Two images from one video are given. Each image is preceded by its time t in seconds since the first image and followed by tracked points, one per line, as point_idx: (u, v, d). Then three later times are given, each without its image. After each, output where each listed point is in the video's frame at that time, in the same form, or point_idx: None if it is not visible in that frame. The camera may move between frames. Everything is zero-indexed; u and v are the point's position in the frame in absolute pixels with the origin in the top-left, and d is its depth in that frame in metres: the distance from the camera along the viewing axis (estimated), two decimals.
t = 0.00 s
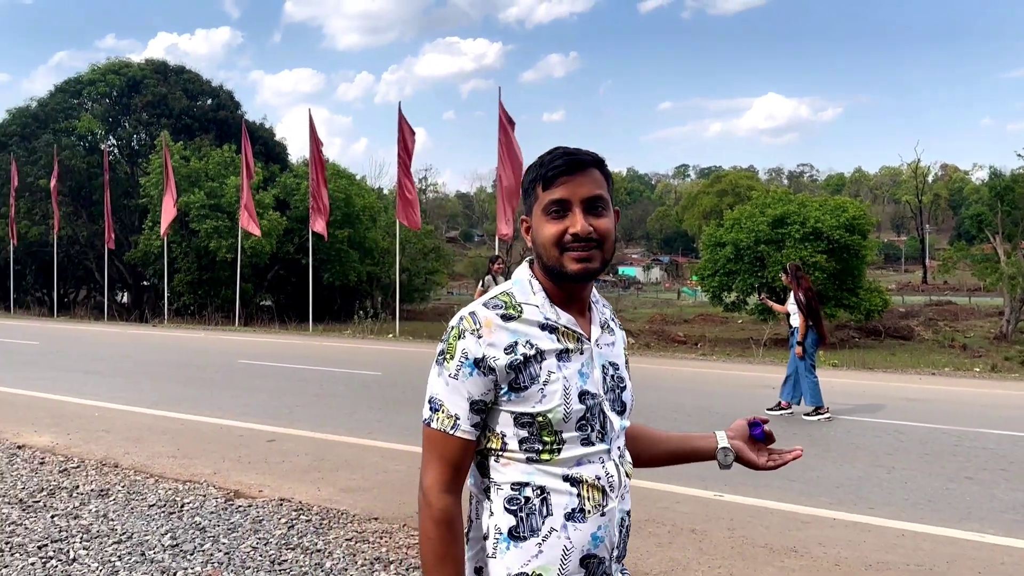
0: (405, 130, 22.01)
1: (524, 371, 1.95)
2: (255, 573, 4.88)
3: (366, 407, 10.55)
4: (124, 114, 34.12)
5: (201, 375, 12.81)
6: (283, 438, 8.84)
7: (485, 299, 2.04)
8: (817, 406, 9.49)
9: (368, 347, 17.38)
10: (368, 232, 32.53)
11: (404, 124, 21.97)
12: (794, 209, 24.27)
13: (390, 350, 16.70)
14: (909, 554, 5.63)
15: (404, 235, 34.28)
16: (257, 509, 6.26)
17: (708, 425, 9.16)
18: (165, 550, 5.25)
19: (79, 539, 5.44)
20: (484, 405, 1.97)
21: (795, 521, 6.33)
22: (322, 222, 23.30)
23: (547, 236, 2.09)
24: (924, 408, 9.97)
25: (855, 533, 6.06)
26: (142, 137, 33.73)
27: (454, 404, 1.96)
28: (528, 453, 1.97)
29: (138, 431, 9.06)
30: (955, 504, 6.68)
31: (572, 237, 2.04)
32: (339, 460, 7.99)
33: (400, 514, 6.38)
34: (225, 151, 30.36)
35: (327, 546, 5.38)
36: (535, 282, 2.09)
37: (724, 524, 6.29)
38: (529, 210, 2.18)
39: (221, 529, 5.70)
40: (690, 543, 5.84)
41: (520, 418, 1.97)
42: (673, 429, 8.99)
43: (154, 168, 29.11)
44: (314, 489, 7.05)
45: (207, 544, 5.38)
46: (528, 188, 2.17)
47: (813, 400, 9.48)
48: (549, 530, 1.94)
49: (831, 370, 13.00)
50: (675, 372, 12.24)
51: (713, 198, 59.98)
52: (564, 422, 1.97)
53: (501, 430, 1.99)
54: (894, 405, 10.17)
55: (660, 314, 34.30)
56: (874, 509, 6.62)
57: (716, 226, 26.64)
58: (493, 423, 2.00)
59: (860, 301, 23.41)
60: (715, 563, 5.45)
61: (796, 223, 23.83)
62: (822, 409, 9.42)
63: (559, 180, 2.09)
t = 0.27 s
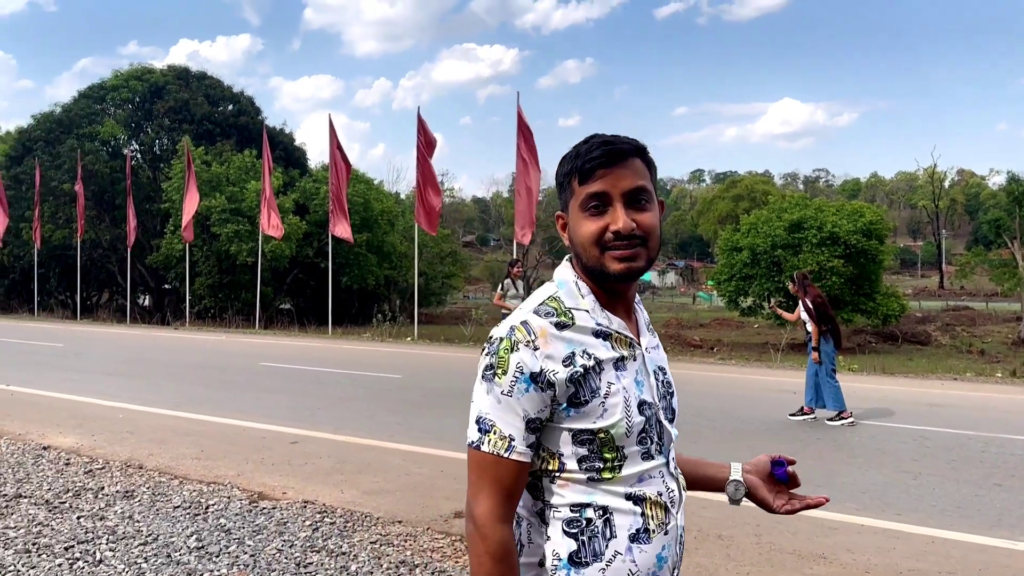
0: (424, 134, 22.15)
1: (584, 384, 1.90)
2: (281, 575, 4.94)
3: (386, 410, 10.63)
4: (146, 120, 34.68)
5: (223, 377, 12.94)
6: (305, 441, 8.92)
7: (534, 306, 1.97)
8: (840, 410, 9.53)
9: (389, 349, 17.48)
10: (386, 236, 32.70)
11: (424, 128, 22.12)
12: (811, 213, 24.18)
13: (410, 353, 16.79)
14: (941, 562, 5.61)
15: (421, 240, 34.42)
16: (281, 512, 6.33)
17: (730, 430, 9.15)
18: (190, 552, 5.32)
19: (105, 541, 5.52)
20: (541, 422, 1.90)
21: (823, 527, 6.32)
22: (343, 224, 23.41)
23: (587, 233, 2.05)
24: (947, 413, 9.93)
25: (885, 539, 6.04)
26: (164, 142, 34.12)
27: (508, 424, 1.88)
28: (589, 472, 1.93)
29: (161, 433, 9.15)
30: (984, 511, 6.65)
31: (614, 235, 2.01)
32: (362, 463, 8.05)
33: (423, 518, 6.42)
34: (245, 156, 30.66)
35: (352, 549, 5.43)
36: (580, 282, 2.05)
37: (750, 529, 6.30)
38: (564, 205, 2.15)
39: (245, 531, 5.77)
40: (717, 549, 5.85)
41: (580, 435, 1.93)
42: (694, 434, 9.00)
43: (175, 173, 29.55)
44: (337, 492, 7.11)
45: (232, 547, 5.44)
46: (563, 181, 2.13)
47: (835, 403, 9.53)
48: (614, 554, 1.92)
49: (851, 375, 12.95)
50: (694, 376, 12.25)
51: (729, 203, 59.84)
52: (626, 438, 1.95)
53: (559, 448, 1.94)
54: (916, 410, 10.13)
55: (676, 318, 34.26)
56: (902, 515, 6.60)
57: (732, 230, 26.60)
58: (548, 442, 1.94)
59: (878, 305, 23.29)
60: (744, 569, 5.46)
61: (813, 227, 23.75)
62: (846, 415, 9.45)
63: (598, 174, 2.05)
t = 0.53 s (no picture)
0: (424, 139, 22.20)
1: (627, 401, 1.76)
2: None
3: (387, 414, 10.62)
4: (145, 124, 34.65)
5: (222, 380, 12.94)
6: (306, 445, 8.91)
7: (565, 314, 1.81)
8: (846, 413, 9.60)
9: (389, 352, 17.50)
10: (385, 241, 32.74)
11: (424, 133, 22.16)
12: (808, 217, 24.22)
13: (409, 356, 16.83)
14: (957, 568, 5.60)
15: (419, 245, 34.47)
16: (283, 518, 6.32)
17: (734, 434, 9.16)
18: (191, 559, 5.31)
19: (104, 548, 5.51)
20: (580, 446, 1.74)
21: (835, 533, 6.31)
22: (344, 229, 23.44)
23: (609, 228, 1.93)
24: (950, 417, 9.95)
25: (898, 545, 6.04)
26: (162, 146, 34.16)
27: (544, 454, 1.70)
28: (634, 497, 1.80)
29: (160, 438, 9.14)
30: (996, 516, 6.65)
31: (639, 231, 1.89)
32: (364, 468, 8.04)
33: (428, 524, 6.41)
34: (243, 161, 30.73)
35: (356, 556, 5.43)
36: (607, 282, 1.92)
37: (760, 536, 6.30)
38: (579, 198, 2.02)
39: (247, 538, 5.76)
40: (729, 555, 5.83)
41: (623, 457, 1.79)
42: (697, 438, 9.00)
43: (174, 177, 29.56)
44: (340, 497, 7.10)
45: (233, 554, 5.43)
46: (577, 169, 2.00)
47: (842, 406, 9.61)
48: None
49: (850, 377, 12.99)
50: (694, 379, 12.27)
51: (726, 208, 60.04)
52: (673, 455, 1.84)
53: (600, 473, 1.79)
54: (918, 413, 10.15)
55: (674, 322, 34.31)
56: (914, 520, 6.60)
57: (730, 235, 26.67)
58: (586, 466, 1.80)
59: (875, 309, 23.33)
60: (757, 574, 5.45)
61: (811, 231, 23.81)
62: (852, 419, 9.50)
63: (616, 163, 1.93)
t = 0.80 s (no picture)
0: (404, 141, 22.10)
1: (622, 423, 1.68)
2: None
3: (365, 420, 10.50)
4: (118, 126, 34.24)
5: (196, 387, 12.75)
6: (283, 454, 8.79)
7: (552, 326, 1.73)
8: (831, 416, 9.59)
9: (367, 357, 17.34)
10: (363, 245, 32.53)
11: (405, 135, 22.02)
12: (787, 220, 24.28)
13: (388, 361, 16.68)
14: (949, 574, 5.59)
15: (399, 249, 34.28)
16: (258, 529, 6.21)
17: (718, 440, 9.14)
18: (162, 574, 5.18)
19: (71, 563, 5.36)
20: (571, 474, 1.66)
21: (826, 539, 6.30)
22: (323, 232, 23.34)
23: (599, 224, 1.85)
24: (932, 420, 9.99)
25: (890, 551, 6.03)
26: (136, 149, 33.81)
27: (532, 487, 1.60)
28: (631, 530, 1.73)
29: (132, 447, 8.97)
30: (986, 520, 6.67)
31: (633, 226, 1.82)
32: (341, 477, 7.93)
33: (409, 534, 6.32)
34: (218, 163, 30.46)
35: (334, 569, 5.33)
36: (599, 286, 1.85)
37: (747, 543, 6.27)
38: (566, 189, 1.94)
39: (221, 551, 5.64)
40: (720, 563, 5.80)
41: (619, 487, 1.72)
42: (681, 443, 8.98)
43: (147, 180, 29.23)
44: (318, 507, 6.99)
45: (206, 567, 5.31)
46: (564, 159, 1.92)
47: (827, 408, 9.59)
48: None
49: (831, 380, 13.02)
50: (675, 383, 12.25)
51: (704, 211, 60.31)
52: (675, 484, 1.77)
53: (595, 505, 1.72)
54: (901, 416, 10.19)
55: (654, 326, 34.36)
56: (904, 525, 6.60)
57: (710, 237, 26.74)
58: (577, 498, 1.72)
59: (854, 312, 23.43)
60: None
61: (790, 234, 23.88)
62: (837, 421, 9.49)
63: (607, 150, 1.85)
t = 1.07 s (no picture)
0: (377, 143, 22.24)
1: (603, 425, 1.64)
2: None
3: (339, 419, 10.64)
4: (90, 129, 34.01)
5: (170, 387, 12.83)
6: (258, 453, 8.90)
7: (530, 327, 1.71)
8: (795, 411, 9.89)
9: (340, 357, 17.50)
10: (336, 245, 32.59)
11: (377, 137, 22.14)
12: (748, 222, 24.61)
13: (361, 361, 16.85)
14: (912, 563, 5.85)
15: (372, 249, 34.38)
16: (236, 528, 6.34)
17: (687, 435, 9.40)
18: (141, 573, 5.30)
19: (49, 564, 5.47)
20: (552, 480, 1.63)
21: (795, 532, 6.55)
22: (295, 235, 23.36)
23: (584, 222, 1.82)
24: (890, 414, 10.35)
25: (855, 542, 6.29)
26: (108, 151, 33.60)
27: (512, 494, 1.58)
28: (617, 534, 1.69)
29: (107, 448, 9.04)
30: (946, 510, 6.96)
31: (618, 228, 1.78)
32: (317, 475, 8.07)
33: (386, 531, 6.47)
34: (191, 167, 30.39)
35: (312, 566, 5.48)
36: (583, 284, 1.82)
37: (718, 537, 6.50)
38: (557, 179, 1.89)
39: (198, 550, 5.77)
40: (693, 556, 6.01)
41: (602, 491, 1.68)
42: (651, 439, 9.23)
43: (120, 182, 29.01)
44: (295, 506, 7.12)
45: (184, 567, 5.43)
46: (558, 148, 1.88)
47: (791, 404, 9.90)
48: None
49: (792, 377, 13.39)
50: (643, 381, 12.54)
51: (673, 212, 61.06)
52: (662, 488, 1.72)
53: (579, 509, 1.69)
54: (861, 411, 10.55)
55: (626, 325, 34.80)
56: (869, 517, 6.88)
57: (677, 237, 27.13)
58: (560, 503, 1.68)
59: (813, 310, 24.01)
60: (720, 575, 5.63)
61: (751, 236, 24.25)
62: (801, 416, 9.79)
63: (601, 147, 1.81)
